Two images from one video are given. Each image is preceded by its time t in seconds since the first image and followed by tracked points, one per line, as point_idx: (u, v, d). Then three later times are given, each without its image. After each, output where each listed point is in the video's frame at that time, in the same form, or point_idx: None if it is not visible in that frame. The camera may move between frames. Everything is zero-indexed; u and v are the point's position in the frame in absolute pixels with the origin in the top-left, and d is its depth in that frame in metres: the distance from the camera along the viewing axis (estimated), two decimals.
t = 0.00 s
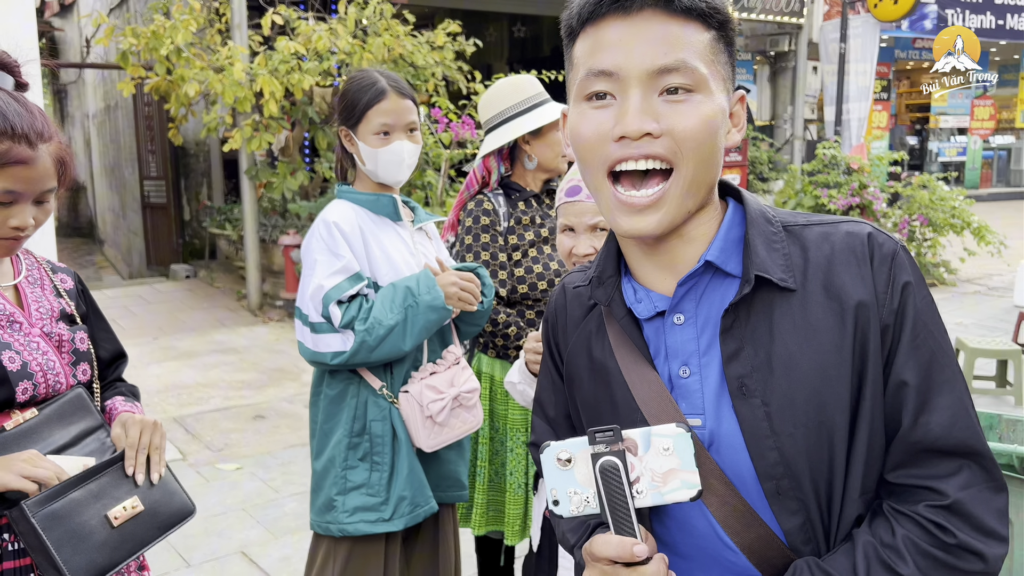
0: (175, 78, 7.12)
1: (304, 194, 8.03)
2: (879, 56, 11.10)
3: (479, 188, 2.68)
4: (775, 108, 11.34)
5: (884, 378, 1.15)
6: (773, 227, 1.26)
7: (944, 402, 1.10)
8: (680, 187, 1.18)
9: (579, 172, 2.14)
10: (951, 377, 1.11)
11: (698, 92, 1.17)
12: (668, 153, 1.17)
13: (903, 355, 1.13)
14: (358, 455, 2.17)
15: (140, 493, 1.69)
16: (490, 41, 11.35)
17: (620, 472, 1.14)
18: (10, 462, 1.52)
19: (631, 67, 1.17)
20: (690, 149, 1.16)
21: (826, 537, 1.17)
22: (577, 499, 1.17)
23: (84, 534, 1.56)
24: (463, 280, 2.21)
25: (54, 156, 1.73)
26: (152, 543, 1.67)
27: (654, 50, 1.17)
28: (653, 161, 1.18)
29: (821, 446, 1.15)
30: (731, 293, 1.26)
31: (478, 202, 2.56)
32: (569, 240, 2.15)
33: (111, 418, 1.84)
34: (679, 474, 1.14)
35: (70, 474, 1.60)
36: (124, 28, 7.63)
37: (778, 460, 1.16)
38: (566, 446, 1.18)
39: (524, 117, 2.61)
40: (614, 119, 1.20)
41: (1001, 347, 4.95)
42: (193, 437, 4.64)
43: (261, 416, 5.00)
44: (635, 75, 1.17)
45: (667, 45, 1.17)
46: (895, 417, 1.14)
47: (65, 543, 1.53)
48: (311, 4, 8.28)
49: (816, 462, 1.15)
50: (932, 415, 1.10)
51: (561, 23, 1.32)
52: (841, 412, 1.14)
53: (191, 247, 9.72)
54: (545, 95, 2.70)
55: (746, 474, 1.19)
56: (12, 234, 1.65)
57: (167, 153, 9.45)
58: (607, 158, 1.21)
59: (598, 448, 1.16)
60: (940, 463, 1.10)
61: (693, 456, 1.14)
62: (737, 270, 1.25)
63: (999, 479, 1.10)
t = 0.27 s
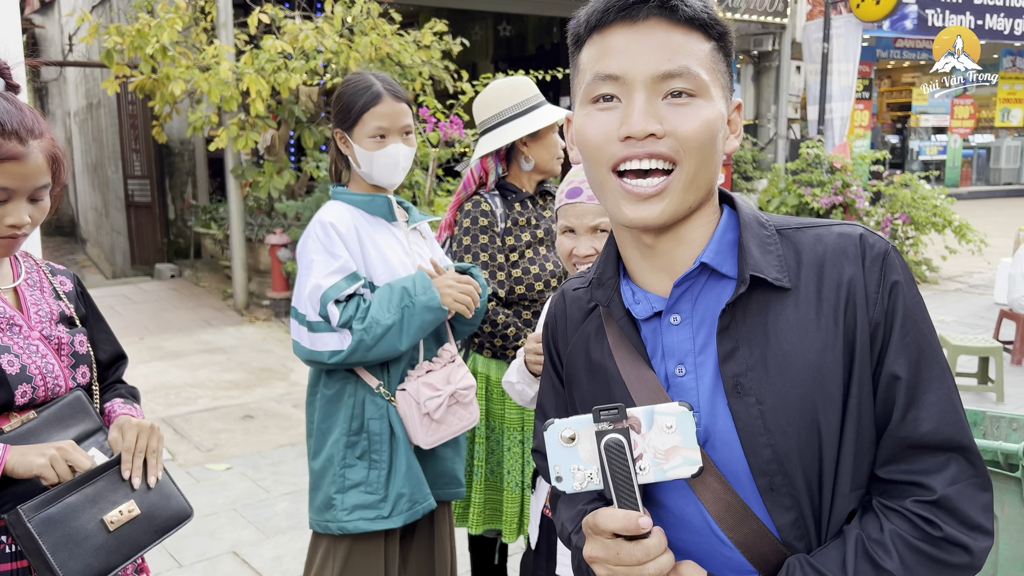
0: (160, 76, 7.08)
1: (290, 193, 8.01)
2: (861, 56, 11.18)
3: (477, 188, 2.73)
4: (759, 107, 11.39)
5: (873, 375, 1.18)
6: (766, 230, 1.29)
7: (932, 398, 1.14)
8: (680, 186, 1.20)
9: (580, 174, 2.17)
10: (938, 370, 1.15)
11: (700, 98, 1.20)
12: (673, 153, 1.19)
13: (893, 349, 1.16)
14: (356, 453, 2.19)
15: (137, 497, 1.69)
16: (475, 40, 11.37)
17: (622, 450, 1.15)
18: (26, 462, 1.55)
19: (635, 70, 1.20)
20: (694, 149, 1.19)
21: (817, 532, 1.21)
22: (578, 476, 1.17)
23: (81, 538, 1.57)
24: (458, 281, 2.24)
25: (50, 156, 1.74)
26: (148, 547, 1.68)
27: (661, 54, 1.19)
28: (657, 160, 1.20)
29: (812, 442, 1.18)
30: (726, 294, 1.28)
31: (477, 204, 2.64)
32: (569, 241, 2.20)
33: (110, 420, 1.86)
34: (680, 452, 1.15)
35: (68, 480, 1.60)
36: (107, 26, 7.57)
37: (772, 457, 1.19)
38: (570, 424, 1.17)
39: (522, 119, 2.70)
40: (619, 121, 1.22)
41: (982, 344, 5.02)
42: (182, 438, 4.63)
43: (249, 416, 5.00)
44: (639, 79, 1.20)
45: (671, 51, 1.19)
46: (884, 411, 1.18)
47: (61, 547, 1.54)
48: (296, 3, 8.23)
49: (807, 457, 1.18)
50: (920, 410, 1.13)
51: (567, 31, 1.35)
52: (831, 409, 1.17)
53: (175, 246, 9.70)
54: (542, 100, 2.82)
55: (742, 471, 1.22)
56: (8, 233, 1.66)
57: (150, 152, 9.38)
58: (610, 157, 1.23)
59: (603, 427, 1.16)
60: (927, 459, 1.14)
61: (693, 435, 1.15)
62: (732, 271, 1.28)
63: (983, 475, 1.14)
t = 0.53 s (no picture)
0: (146, 80, 7.05)
1: (277, 196, 8.00)
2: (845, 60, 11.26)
3: (474, 192, 2.79)
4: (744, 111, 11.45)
5: (864, 371, 1.21)
6: (755, 234, 1.31)
7: (924, 390, 1.16)
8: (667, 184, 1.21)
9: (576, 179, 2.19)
10: (924, 359, 1.17)
11: (686, 106, 1.22)
12: (657, 158, 1.21)
13: (883, 343, 1.18)
14: (353, 456, 2.20)
15: (133, 506, 1.70)
16: (462, 43, 11.39)
17: (635, 448, 1.18)
18: (13, 479, 1.54)
19: (625, 78, 1.23)
20: (685, 152, 1.20)
21: (819, 528, 1.23)
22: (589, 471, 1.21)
23: (77, 548, 1.58)
24: (451, 283, 2.26)
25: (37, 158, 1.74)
26: (144, 555, 1.69)
27: (651, 63, 1.22)
28: (640, 167, 1.22)
29: (808, 442, 1.20)
30: (720, 298, 1.30)
31: (476, 209, 2.68)
32: (565, 245, 2.22)
33: (106, 427, 1.86)
34: (690, 450, 1.17)
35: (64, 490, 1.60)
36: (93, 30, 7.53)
37: (772, 458, 1.21)
38: (581, 422, 1.21)
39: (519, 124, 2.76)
40: (608, 127, 1.24)
41: (966, 346, 5.08)
42: (170, 443, 4.62)
43: (238, 421, 4.99)
44: (629, 87, 1.23)
45: (657, 61, 1.22)
46: (877, 408, 1.20)
47: (58, 558, 1.56)
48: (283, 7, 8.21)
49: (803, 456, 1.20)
50: (911, 403, 1.16)
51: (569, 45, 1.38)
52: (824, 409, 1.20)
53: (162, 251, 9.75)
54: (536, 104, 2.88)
55: (741, 469, 1.24)
56: None
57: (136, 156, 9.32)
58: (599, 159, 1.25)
59: (614, 424, 1.19)
60: (919, 451, 1.16)
61: (704, 434, 1.17)
62: (723, 275, 1.30)
63: (975, 463, 1.16)
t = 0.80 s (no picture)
0: (133, 86, 7.01)
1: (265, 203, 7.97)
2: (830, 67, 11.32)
3: (472, 200, 2.79)
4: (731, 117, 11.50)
5: (856, 383, 1.22)
6: (749, 241, 1.32)
7: (917, 405, 1.17)
8: (628, 191, 1.24)
9: (568, 185, 2.18)
10: (920, 375, 1.18)
11: (660, 110, 1.24)
12: (628, 163, 1.23)
13: (876, 357, 1.19)
14: (348, 464, 2.20)
15: (133, 516, 1.70)
16: (449, 49, 11.40)
17: (601, 468, 1.21)
18: (25, 493, 1.54)
19: (608, 85, 1.27)
20: (653, 159, 1.23)
21: (811, 536, 1.23)
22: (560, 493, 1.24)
23: (78, 559, 1.57)
24: (444, 289, 2.26)
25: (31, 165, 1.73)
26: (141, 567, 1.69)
27: (625, 72, 1.26)
28: (611, 171, 1.25)
29: (796, 449, 1.21)
30: (711, 302, 1.31)
31: (476, 217, 2.71)
32: (558, 251, 2.23)
33: (103, 435, 1.85)
34: (657, 463, 1.19)
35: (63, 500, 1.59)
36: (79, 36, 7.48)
37: (760, 464, 1.21)
38: (552, 444, 1.24)
39: (516, 132, 2.80)
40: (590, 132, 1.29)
41: (953, 350, 5.11)
42: (158, 450, 4.60)
43: (227, 428, 4.97)
44: (609, 95, 1.27)
45: (636, 70, 1.25)
46: (870, 419, 1.21)
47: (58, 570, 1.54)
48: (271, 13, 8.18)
49: (792, 463, 1.21)
50: (904, 418, 1.17)
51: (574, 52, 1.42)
52: (813, 417, 1.20)
53: (148, 257, 9.54)
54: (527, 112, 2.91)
55: (729, 473, 1.25)
56: None
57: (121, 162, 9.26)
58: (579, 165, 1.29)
59: (579, 445, 1.22)
60: (915, 469, 1.17)
61: (671, 447, 1.19)
62: (713, 279, 1.30)
63: (972, 481, 1.17)
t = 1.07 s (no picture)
0: (122, 93, 6.99)
1: (254, 209, 7.95)
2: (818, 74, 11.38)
3: (463, 209, 2.80)
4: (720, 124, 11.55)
5: (843, 399, 1.23)
6: (742, 252, 1.33)
7: (904, 425, 1.18)
8: (612, 196, 1.28)
9: (554, 197, 2.20)
10: (910, 395, 1.19)
11: (638, 116, 1.27)
12: (609, 170, 1.28)
13: (862, 375, 1.20)
14: (333, 474, 2.21)
15: (126, 524, 1.70)
16: (438, 57, 11.42)
17: (602, 496, 1.23)
18: (8, 499, 1.54)
19: (595, 90, 1.31)
20: (632, 165, 1.26)
21: (794, 541, 1.25)
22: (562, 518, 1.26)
23: (72, 568, 1.58)
24: (429, 299, 2.28)
25: (27, 174, 1.74)
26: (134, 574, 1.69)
27: (608, 79, 1.30)
28: (594, 174, 1.30)
29: (779, 459, 1.22)
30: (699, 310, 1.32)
31: (466, 226, 2.71)
32: (544, 261, 2.24)
33: (95, 444, 1.85)
34: (660, 492, 1.20)
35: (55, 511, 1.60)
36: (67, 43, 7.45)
37: (742, 472, 1.23)
38: (549, 466, 1.27)
39: (504, 142, 2.82)
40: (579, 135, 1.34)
41: (939, 356, 5.15)
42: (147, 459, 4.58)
43: (216, 436, 4.96)
44: (596, 99, 1.31)
45: (619, 77, 1.29)
46: (855, 435, 1.22)
47: None
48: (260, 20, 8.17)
49: (772, 474, 1.22)
50: (890, 437, 1.18)
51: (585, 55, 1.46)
52: (797, 431, 1.21)
53: (136, 265, 9.51)
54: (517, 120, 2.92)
55: (711, 478, 1.27)
56: None
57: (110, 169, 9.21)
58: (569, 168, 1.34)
59: (582, 471, 1.23)
60: (905, 489, 1.18)
61: (671, 474, 1.20)
62: (701, 289, 1.32)
63: (960, 503, 1.17)
